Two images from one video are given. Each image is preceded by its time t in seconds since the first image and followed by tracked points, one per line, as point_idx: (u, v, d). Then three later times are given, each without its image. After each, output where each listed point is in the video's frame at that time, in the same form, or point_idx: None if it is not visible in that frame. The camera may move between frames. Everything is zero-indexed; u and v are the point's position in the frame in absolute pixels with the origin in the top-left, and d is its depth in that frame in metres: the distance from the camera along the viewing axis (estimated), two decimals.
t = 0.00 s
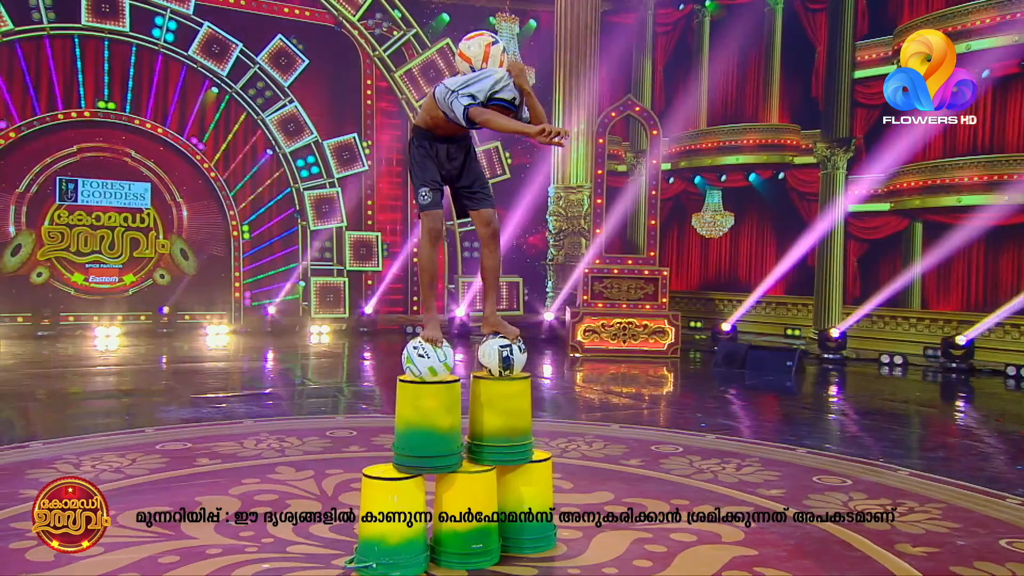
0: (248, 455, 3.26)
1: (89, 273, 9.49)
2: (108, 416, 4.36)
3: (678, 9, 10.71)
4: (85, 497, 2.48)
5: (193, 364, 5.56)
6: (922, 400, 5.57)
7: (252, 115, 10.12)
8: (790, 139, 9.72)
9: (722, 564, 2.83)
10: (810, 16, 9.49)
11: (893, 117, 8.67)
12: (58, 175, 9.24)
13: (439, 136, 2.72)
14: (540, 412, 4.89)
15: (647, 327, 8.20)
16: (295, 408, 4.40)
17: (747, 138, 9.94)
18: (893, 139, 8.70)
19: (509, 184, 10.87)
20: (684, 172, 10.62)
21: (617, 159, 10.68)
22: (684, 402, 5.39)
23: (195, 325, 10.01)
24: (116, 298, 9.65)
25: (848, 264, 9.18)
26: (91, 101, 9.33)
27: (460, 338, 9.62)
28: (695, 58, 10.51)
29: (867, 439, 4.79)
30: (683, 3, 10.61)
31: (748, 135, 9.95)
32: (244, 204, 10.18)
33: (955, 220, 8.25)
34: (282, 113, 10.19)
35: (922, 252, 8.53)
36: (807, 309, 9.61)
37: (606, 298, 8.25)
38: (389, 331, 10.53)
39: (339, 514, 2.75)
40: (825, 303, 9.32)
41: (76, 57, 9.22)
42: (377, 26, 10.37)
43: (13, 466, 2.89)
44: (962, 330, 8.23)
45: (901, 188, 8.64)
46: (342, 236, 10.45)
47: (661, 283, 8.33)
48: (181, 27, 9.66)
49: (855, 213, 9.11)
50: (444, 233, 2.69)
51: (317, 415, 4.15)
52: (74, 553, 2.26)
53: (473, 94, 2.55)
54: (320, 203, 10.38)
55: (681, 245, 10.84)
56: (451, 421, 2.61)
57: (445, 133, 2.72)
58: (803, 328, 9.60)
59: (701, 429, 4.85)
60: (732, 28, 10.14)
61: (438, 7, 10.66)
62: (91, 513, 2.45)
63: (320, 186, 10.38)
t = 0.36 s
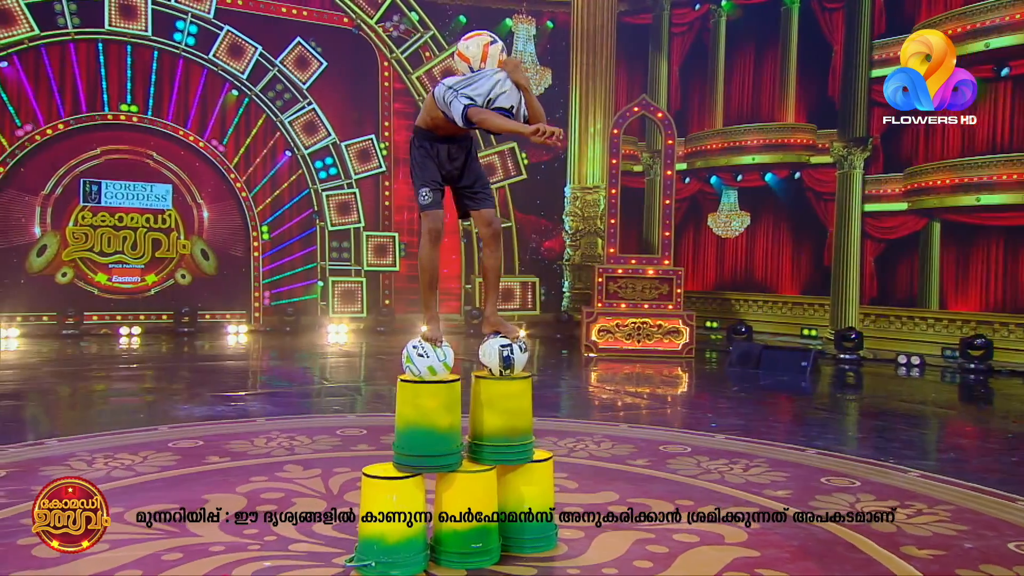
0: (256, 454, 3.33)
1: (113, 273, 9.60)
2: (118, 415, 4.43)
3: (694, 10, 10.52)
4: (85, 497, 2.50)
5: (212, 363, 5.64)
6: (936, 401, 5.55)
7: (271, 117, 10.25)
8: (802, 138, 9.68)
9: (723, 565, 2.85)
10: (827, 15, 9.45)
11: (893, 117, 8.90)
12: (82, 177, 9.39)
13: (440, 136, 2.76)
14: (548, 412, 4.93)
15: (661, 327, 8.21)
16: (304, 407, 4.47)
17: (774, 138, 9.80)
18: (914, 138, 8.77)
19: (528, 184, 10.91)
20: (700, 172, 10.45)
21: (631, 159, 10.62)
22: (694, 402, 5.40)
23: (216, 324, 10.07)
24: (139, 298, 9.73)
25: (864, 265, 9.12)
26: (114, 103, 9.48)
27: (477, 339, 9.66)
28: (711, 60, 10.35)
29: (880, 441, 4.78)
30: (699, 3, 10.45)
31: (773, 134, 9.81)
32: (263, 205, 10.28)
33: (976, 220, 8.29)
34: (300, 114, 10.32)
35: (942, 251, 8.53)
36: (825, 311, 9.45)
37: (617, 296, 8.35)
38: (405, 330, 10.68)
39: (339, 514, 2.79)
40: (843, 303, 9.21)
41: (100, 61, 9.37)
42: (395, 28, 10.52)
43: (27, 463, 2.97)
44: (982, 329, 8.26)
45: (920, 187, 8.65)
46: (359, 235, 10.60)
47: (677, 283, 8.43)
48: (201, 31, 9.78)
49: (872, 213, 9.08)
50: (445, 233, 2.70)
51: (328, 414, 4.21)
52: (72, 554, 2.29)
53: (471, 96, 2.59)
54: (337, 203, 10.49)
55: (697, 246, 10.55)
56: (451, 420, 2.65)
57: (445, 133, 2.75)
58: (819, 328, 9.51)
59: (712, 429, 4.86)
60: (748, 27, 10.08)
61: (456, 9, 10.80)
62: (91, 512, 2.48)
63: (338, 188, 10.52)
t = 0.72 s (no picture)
0: (265, 452, 3.40)
1: (137, 273, 9.76)
2: (131, 414, 4.52)
3: (711, 10, 10.63)
4: (85, 497, 2.54)
5: (234, 361, 5.74)
6: (954, 403, 5.51)
7: (290, 119, 10.37)
8: (810, 137, 9.73)
9: (723, 566, 2.87)
10: (845, 14, 9.48)
11: (893, 117, 9.06)
12: (107, 178, 9.56)
13: (440, 138, 2.80)
14: (558, 412, 4.97)
15: (677, 327, 8.25)
16: (317, 406, 4.54)
17: (791, 138, 9.80)
18: (931, 139, 8.82)
19: (545, 185, 11.01)
20: (717, 172, 10.46)
21: (647, 159, 10.68)
22: (706, 401, 5.42)
23: (238, 324, 10.20)
24: (162, 299, 9.89)
25: (881, 263, 9.19)
26: (138, 106, 9.63)
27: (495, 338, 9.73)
28: (728, 60, 10.43)
29: (894, 442, 4.76)
30: (716, 3, 10.55)
31: (791, 134, 9.82)
32: (283, 205, 10.39)
33: (995, 219, 8.35)
34: (319, 117, 10.45)
35: (959, 252, 8.60)
36: (839, 309, 9.53)
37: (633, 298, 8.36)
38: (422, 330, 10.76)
39: (339, 515, 2.83)
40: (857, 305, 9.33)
41: (124, 64, 9.50)
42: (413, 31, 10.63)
43: (42, 459, 3.06)
44: (1001, 330, 8.29)
45: (938, 187, 8.71)
46: (378, 236, 10.73)
47: (691, 284, 8.44)
48: (222, 35, 9.93)
49: (889, 213, 9.14)
50: (445, 233, 2.78)
51: (341, 413, 4.28)
52: (73, 554, 2.32)
53: (470, 98, 2.63)
54: (356, 202, 10.62)
55: (714, 247, 10.55)
56: (450, 419, 2.70)
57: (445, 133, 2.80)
58: (836, 328, 9.56)
59: (723, 429, 4.88)
60: (766, 27, 10.06)
61: (474, 12, 10.86)
62: (90, 513, 2.51)
63: (357, 189, 10.64)
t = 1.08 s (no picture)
0: (272, 451, 3.46)
1: (158, 273, 10.02)
2: (144, 411, 4.63)
3: (726, 10, 10.56)
4: (86, 497, 2.58)
5: (253, 361, 5.84)
6: (971, 404, 5.46)
7: (309, 121, 10.53)
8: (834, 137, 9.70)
9: (723, 568, 2.88)
10: (862, 13, 9.46)
11: (893, 117, 9.14)
12: (130, 181, 9.80)
13: (440, 138, 2.84)
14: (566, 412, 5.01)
15: (691, 327, 8.33)
16: (329, 405, 4.60)
17: (802, 137, 9.87)
18: (949, 139, 8.77)
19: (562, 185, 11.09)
20: (733, 172, 10.50)
21: (663, 159, 10.72)
22: (716, 401, 5.42)
23: (258, 324, 10.45)
24: (183, 298, 10.15)
25: (899, 263, 9.15)
26: (161, 108, 9.84)
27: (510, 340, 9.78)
28: (744, 60, 10.41)
29: (907, 444, 4.73)
30: (732, 3, 10.51)
31: (803, 134, 9.87)
32: (301, 206, 10.59)
33: (1012, 218, 8.26)
34: (336, 119, 10.58)
35: (977, 252, 8.54)
36: (855, 309, 9.51)
37: (646, 298, 8.49)
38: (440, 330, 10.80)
39: (338, 515, 2.88)
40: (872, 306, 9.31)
41: (146, 69, 9.73)
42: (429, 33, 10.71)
43: (55, 457, 3.15)
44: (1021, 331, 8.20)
45: (956, 186, 8.66)
46: (395, 238, 10.84)
47: (705, 285, 8.54)
48: (241, 39, 10.10)
49: (906, 213, 9.10)
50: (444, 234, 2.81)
51: (351, 412, 4.33)
52: (73, 554, 2.36)
53: (467, 100, 2.67)
54: (374, 204, 10.78)
55: (730, 250, 10.55)
56: (448, 418, 2.74)
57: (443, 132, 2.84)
58: (853, 328, 9.51)
59: (734, 429, 4.88)
60: (781, 27, 10.06)
61: (490, 14, 10.86)
62: (91, 513, 2.55)
63: (374, 190, 10.78)
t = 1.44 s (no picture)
0: (280, 450, 3.53)
1: (178, 273, 10.35)
2: (159, 409, 4.75)
3: (741, 10, 10.71)
4: (86, 497, 2.62)
5: (273, 360, 5.93)
6: (987, 406, 5.42)
7: (326, 124, 10.66)
8: (855, 137, 9.71)
9: (719, 569, 2.90)
10: (878, 13, 9.39)
11: (893, 117, 9.18)
12: (151, 182, 10.09)
13: (436, 139, 2.88)
14: (575, 412, 5.05)
15: (704, 327, 8.40)
16: (341, 404, 4.67)
17: (814, 138, 9.94)
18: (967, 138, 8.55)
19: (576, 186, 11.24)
20: (747, 172, 10.65)
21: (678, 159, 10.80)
22: (726, 401, 5.44)
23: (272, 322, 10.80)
24: (202, 297, 10.48)
25: (916, 264, 9.06)
26: (180, 111, 10.10)
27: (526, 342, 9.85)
28: (761, 60, 10.50)
29: (919, 445, 4.71)
30: (747, 3, 10.63)
31: (815, 134, 9.94)
32: (320, 207, 10.85)
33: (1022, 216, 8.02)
34: (354, 121, 10.62)
35: (994, 253, 8.32)
36: (871, 311, 9.51)
37: (659, 300, 8.55)
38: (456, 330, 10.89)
39: (338, 515, 2.93)
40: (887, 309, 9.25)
41: (166, 72, 9.96)
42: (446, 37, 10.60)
43: (67, 454, 3.24)
44: None
45: (976, 185, 8.45)
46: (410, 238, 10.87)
47: (719, 284, 8.55)
48: (260, 42, 10.20)
49: (924, 213, 9.00)
50: (441, 235, 2.85)
51: (359, 412, 4.39)
52: (73, 554, 2.42)
53: (460, 104, 2.70)
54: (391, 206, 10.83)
55: (744, 258, 10.84)
56: (445, 419, 2.78)
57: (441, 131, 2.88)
58: (867, 330, 9.53)
59: (743, 430, 4.89)
60: (797, 29, 10.11)
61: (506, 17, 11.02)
62: (92, 513, 2.59)
63: (390, 191, 10.83)
